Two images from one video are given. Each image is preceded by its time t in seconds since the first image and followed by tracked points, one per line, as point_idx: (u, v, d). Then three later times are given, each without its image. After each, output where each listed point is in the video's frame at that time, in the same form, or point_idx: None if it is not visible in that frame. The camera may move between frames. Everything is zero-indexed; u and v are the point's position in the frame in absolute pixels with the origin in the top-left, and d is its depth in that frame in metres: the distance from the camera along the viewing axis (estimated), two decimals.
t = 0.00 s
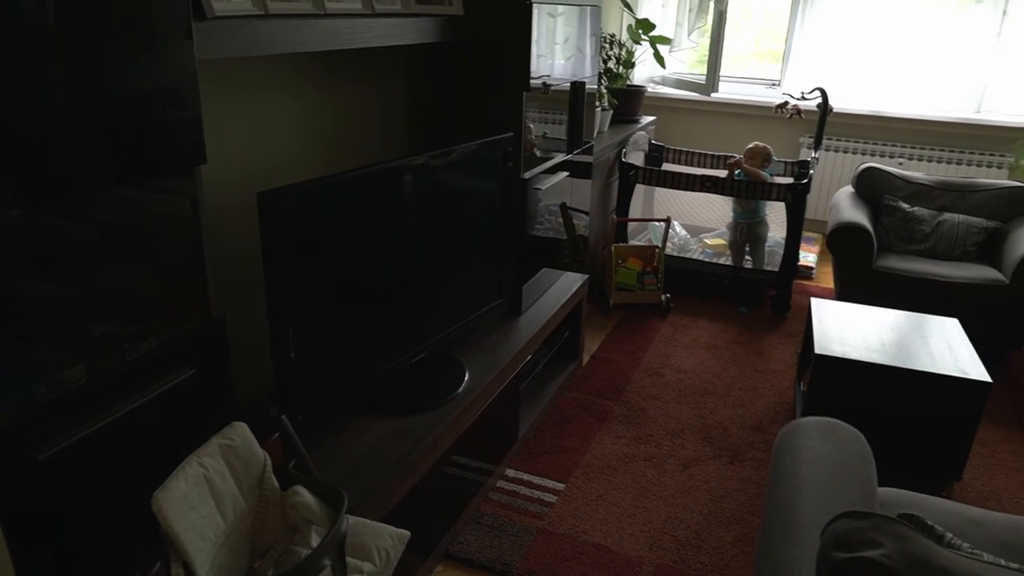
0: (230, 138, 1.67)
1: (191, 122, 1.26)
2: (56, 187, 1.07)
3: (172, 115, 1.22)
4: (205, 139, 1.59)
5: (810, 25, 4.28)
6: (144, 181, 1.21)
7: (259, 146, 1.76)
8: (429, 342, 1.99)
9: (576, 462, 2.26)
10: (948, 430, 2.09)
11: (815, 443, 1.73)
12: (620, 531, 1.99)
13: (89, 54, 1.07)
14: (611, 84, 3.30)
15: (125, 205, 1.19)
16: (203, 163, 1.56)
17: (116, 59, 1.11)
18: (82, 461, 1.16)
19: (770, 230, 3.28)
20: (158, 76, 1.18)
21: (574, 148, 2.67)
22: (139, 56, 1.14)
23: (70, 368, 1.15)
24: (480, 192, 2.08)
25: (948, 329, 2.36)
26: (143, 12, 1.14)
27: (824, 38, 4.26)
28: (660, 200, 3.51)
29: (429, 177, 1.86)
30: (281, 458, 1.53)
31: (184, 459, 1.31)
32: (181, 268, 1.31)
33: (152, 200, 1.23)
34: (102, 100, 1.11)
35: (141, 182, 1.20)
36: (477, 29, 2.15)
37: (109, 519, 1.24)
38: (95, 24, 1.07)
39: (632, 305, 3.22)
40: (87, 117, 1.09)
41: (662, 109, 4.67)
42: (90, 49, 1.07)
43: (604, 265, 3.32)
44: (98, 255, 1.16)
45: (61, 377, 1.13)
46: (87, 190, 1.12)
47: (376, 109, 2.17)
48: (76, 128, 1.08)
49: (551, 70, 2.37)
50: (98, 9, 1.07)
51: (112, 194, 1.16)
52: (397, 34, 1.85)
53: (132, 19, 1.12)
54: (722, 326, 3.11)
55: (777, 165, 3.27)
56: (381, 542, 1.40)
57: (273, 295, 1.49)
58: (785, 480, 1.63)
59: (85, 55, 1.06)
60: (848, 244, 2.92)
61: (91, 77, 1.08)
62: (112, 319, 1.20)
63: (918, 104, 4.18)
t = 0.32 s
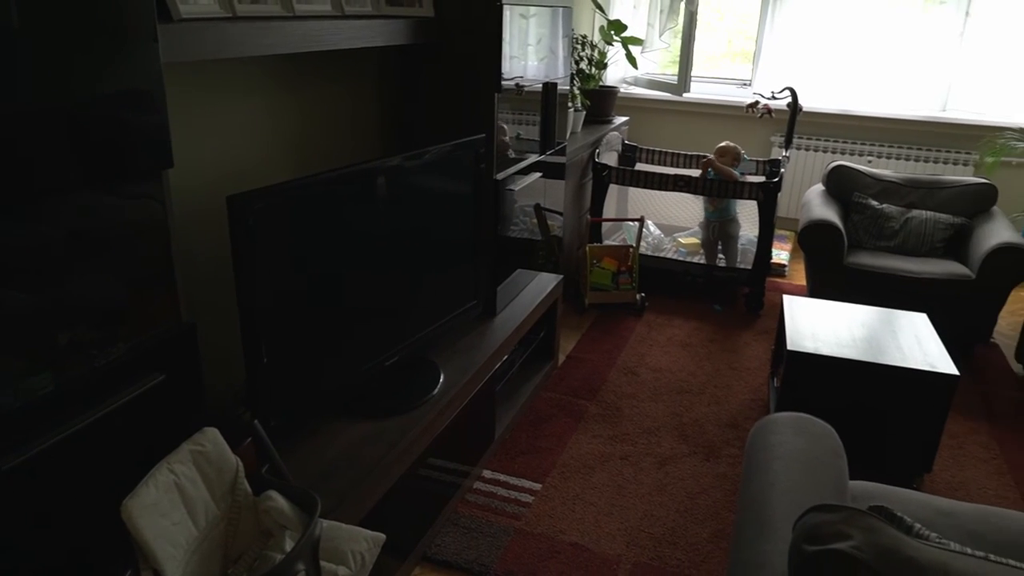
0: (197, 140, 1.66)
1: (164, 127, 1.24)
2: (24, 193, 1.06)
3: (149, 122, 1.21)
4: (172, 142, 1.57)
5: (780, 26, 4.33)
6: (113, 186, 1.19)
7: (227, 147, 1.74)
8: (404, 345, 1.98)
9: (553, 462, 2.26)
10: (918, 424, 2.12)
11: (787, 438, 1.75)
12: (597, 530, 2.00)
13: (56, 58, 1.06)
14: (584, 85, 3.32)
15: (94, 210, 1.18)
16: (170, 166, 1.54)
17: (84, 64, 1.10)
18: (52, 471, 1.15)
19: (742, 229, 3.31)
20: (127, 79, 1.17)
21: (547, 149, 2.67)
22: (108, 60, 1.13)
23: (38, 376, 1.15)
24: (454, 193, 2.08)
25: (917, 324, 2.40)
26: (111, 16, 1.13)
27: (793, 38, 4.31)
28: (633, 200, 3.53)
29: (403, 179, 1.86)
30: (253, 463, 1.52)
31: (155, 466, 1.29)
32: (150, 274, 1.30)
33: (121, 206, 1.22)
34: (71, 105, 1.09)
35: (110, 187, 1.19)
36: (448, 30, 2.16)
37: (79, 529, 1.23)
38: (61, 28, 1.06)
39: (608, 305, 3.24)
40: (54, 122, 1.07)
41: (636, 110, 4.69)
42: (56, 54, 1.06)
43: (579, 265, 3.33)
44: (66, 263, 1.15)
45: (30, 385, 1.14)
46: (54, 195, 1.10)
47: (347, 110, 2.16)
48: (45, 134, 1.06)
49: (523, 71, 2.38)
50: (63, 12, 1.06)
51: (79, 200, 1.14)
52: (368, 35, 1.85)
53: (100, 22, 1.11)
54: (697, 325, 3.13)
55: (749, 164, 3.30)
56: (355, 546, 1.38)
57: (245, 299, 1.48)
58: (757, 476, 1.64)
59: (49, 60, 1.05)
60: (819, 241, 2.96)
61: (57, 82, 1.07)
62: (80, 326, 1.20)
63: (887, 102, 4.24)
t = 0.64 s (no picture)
0: (166, 141, 1.64)
1: (133, 129, 1.23)
2: None
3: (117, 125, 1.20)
4: (140, 144, 1.56)
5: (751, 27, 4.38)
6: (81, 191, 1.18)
7: (197, 149, 1.72)
8: (379, 347, 1.98)
9: (530, 461, 2.27)
10: (889, 419, 2.15)
11: (760, 434, 1.77)
12: (575, 529, 2.00)
13: (23, 62, 1.05)
14: (557, 86, 3.34)
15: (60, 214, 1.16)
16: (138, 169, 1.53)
17: (52, 67, 1.09)
18: (22, 479, 1.13)
19: (716, 228, 3.34)
20: (94, 82, 1.15)
21: (521, 150, 2.68)
22: (75, 63, 1.12)
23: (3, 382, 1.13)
24: (428, 195, 2.07)
25: (887, 320, 2.44)
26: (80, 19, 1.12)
27: (765, 38, 4.35)
28: (608, 199, 3.55)
29: (377, 181, 1.86)
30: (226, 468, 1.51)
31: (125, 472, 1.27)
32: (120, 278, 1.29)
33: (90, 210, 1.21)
34: (38, 110, 1.08)
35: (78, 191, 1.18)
36: (420, 31, 2.15)
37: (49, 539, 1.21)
38: (24, 29, 1.04)
39: (583, 304, 3.25)
40: (19, 126, 1.06)
41: (610, 111, 4.72)
42: (23, 57, 1.05)
43: (554, 265, 3.33)
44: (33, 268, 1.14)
45: None
46: (21, 199, 1.09)
47: (318, 111, 2.15)
48: (13, 138, 1.05)
49: (497, 72, 2.39)
50: (26, 13, 1.04)
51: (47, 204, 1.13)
52: (339, 36, 1.84)
53: (64, 23, 1.10)
54: (672, 323, 3.15)
55: (721, 163, 3.33)
56: (330, 549, 1.37)
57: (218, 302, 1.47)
58: (732, 472, 1.65)
59: (12, 62, 1.03)
60: (792, 240, 2.99)
61: (21, 84, 1.05)
62: (48, 332, 1.19)
63: (857, 102, 4.30)
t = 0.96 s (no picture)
0: (132, 145, 1.62)
1: (99, 133, 1.22)
2: None
3: (82, 128, 1.19)
4: (105, 149, 1.54)
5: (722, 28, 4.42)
6: (45, 197, 1.17)
7: (164, 153, 1.71)
8: (354, 350, 1.97)
9: (507, 463, 2.27)
10: (860, 414, 2.18)
11: (733, 430, 1.78)
12: (553, 529, 2.01)
13: None
14: (530, 87, 3.35)
15: (23, 221, 1.15)
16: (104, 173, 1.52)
17: (16, 72, 1.08)
18: None
19: (689, 227, 3.36)
20: (59, 87, 1.14)
21: (494, 152, 2.68)
22: (40, 68, 1.11)
23: None
24: (400, 198, 2.07)
25: (858, 316, 2.47)
26: (46, 25, 1.11)
27: (735, 39, 4.40)
28: (582, 200, 3.56)
29: (350, 184, 1.86)
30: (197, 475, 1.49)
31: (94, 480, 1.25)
32: (86, 285, 1.28)
33: (55, 216, 1.20)
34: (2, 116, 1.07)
35: (42, 198, 1.17)
36: (391, 34, 2.16)
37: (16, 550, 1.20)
38: None
39: (559, 305, 3.25)
40: None
41: (584, 112, 4.74)
42: None
43: (529, 266, 3.33)
44: None
45: None
46: None
47: (289, 114, 2.14)
48: None
49: (470, 75, 2.40)
50: None
51: (11, 211, 1.12)
52: (309, 39, 1.83)
53: (29, 28, 1.09)
54: (647, 323, 3.18)
55: (694, 163, 3.36)
56: (304, 554, 1.35)
57: (188, 307, 1.45)
58: (704, 469, 1.67)
59: None
60: (764, 239, 3.02)
61: None
62: (12, 340, 1.17)
63: (828, 102, 4.36)
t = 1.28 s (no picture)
0: (96, 145, 1.60)
1: (63, 134, 1.20)
2: None
3: (46, 129, 1.17)
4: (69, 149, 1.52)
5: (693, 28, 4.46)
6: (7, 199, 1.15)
7: (129, 153, 1.69)
8: (327, 351, 1.96)
9: (482, 462, 2.27)
10: (831, 407, 2.21)
11: (704, 426, 1.79)
12: (529, 527, 2.02)
13: None
14: (502, 87, 3.36)
15: None
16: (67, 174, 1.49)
17: None
18: None
19: (662, 225, 3.38)
20: (20, 86, 1.13)
21: (467, 151, 2.68)
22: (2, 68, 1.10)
23: None
24: (372, 198, 2.06)
25: (828, 311, 2.50)
26: (6, 24, 1.09)
27: (707, 39, 4.44)
28: (556, 199, 3.57)
29: (321, 184, 1.85)
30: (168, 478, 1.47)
31: (60, 485, 1.22)
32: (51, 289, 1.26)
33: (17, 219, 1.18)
34: None
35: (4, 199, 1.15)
36: (361, 34, 2.15)
37: None
38: None
39: (533, 304, 3.26)
40: None
41: (557, 112, 4.76)
42: None
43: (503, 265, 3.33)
44: None
45: None
46: None
47: (258, 114, 2.12)
48: None
49: (444, 74, 2.41)
50: None
51: None
52: (278, 39, 1.82)
53: None
54: (622, 321, 3.19)
55: (666, 162, 3.37)
56: (277, 555, 1.33)
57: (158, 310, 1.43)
58: (677, 464, 1.68)
59: None
60: (736, 238, 3.05)
61: None
62: None
63: (798, 101, 4.42)
